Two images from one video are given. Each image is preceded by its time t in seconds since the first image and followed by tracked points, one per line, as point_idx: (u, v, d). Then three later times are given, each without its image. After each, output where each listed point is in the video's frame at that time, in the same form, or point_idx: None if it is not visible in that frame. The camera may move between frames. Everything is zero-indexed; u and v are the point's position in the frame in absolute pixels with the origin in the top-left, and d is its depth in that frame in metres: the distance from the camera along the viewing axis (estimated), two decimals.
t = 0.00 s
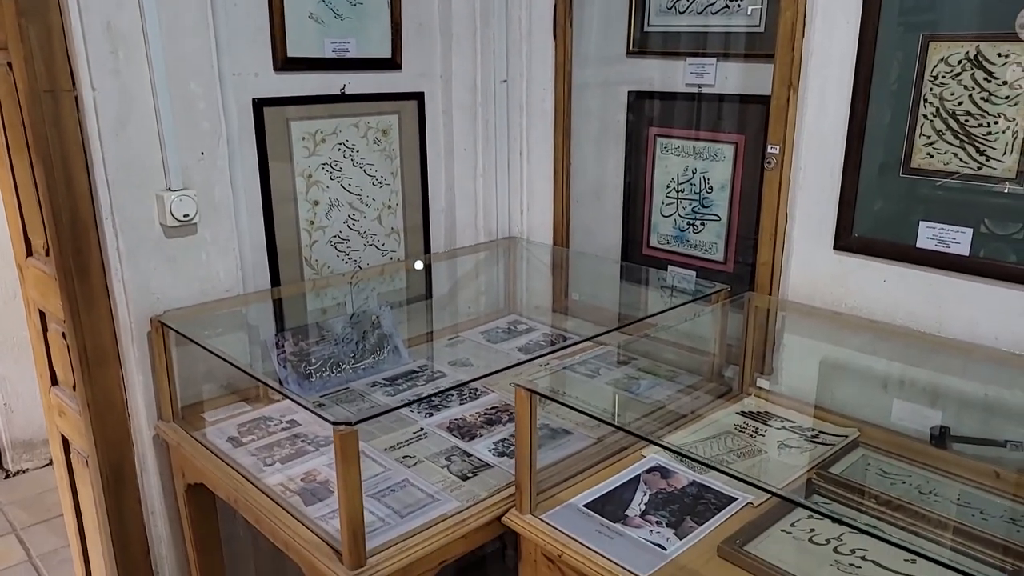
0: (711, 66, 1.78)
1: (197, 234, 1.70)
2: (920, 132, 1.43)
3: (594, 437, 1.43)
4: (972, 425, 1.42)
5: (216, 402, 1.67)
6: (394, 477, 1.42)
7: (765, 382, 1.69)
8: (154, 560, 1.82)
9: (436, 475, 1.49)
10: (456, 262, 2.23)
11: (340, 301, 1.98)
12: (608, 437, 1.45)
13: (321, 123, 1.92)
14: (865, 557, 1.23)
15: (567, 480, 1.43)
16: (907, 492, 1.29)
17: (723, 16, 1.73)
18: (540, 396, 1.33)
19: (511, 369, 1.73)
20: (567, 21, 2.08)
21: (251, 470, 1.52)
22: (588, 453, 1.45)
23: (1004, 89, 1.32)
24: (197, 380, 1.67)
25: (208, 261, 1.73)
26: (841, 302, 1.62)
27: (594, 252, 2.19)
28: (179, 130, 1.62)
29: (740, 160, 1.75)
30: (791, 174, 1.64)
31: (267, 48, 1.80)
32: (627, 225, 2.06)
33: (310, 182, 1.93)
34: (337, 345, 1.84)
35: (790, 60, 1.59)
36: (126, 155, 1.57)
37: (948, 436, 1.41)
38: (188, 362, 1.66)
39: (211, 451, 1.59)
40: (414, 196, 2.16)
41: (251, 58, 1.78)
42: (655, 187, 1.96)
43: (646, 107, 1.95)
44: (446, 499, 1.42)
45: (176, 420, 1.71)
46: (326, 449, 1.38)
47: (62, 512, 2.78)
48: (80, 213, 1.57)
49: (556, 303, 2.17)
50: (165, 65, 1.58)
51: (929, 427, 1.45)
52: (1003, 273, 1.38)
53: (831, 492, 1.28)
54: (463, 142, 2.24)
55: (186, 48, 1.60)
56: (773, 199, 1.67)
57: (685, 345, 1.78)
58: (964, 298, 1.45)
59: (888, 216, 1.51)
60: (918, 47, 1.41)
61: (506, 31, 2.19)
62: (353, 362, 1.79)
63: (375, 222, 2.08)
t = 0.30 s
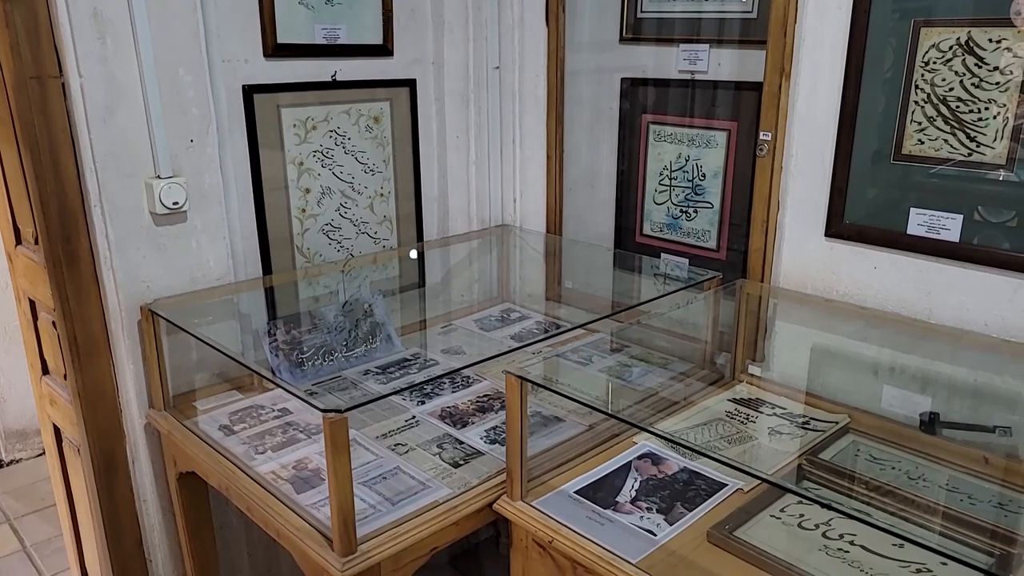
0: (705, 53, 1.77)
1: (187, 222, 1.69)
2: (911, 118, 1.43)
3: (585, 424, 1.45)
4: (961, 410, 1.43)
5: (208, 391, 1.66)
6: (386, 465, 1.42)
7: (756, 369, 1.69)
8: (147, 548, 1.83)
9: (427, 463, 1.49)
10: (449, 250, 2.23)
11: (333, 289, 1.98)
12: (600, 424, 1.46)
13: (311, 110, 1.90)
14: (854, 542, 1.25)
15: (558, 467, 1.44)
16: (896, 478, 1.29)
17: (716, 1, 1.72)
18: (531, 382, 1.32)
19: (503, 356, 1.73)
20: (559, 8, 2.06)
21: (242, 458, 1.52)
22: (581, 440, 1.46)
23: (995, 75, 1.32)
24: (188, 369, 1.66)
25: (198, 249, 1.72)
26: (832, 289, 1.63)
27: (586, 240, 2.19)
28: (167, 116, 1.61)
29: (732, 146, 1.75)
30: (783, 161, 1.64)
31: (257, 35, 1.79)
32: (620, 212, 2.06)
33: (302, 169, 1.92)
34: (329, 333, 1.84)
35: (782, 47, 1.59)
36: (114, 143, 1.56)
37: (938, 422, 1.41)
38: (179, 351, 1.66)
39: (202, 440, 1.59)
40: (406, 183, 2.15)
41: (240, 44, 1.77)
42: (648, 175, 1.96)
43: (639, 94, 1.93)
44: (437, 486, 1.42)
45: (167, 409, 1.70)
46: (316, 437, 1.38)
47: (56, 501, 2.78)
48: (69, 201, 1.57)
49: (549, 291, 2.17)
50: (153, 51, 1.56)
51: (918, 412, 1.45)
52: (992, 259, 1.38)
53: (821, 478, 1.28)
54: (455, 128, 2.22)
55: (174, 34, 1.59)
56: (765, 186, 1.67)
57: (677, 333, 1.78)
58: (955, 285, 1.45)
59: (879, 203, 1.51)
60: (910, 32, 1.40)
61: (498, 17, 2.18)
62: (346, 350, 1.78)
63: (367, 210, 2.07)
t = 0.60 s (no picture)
0: (696, 42, 1.77)
1: (175, 212, 1.68)
2: (900, 107, 1.43)
3: (577, 413, 1.44)
4: (948, 398, 1.44)
5: (199, 381, 1.66)
6: (376, 455, 1.43)
7: (747, 357, 1.70)
8: (138, 539, 1.82)
9: (417, 453, 1.49)
10: (441, 240, 2.22)
11: (324, 279, 1.98)
12: (591, 414, 1.46)
13: (301, 99, 1.89)
14: (841, 529, 1.26)
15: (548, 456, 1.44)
16: (884, 465, 1.30)
17: None
18: (521, 371, 1.32)
19: (494, 346, 1.73)
20: None
21: (233, 448, 1.53)
22: (570, 429, 1.46)
23: (984, 64, 1.32)
24: (178, 360, 1.66)
25: (187, 239, 1.72)
26: (821, 278, 1.63)
27: (578, 230, 2.19)
28: (155, 105, 1.60)
29: (723, 136, 1.75)
30: (773, 149, 1.64)
31: (245, 23, 1.78)
32: (611, 202, 2.06)
33: (292, 159, 1.91)
34: (320, 324, 1.84)
35: (772, 36, 1.59)
36: (101, 132, 1.55)
37: (926, 410, 1.42)
38: (169, 341, 1.65)
39: (192, 430, 1.59)
40: (397, 173, 2.14)
41: (229, 33, 1.76)
42: (640, 164, 1.95)
43: (631, 83, 1.93)
44: (428, 475, 1.42)
45: (157, 400, 1.70)
46: (306, 427, 1.38)
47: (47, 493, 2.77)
48: (56, 191, 1.56)
49: (541, 281, 2.17)
50: (139, 40, 1.55)
51: (906, 400, 1.46)
52: (980, 248, 1.39)
53: (810, 465, 1.29)
54: (446, 117, 2.21)
55: (161, 22, 1.58)
56: (756, 174, 1.67)
57: (668, 322, 1.79)
58: (942, 274, 1.46)
59: (868, 191, 1.51)
60: (899, 21, 1.40)
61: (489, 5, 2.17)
62: (337, 340, 1.78)
63: (358, 200, 2.07)
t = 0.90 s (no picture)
0: (684, 31, 1.76)
1: (161, 203, 1.67)
2: (886, 95, 1.43)
3: (564, 403, 1.43)
4: (934, 385, 1.45)
5: (185, 372, 1.66)
6: (363, 445, 1.43)
7: (735, 347, 1.70)
8: (125, 531, 1.82)
9: (405, 443, 1.49)
10: (430, 230, 2.22)
11: (312, 270, 1.97)
12: (578, 404, 1.45)
13: (287, 89, 1.88)
14: (826, 516, 1.27)
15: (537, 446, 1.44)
16: (870, 454, 1.30)
17: None
18: (509, 362, 1.32)
19: (482, 336, 1.73)
20: None
21: (219, 440, 1.51)
22: (558, 419, 1.45)
23: (969, 52, 1.32)
24: (165, 352, 1.65)
25: (173, 230, 1.71)
26: (808, 268, 1.63)
27: (567, 220, 2.18)
28: (139, 94, 1.59)
29: (712, 125, 1.74)
30: (760, 139, 1.64)
31: (230, 12, 1.76)
32: (600, 192, 2.05)
33: (279, 149, 1.90)
34: (308, 315, 1.83)
35: (760, 25, 1.58)
36: (84, 122, 1.53)
37: (911, 398, 1.43)
38: (155, 333, 1.64)
39: (179, 422, 1.58)
40: (385, 164, 2.13)
41: (213, 22, 1.74)
42: (629, 154, 1.95)
43: (619, 72, 1.92)
44: (416, 465, 1.42)
45: (144, 392, 1.69)
46: (294, 418, 1.38)
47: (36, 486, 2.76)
48: (39, 182, 1.54)
49: (531, 271, 2.17)
50: (122, 29, 1.53)
51: (892, 388, 1.47)
52: (965, 236, 1.39)
53: (797, 454, 1.29)
54: (434, 108, 2.20)
55: (145, 11, 1.56)
56: (744, 164, 1.67)
57: (657, 312, 1.79)
58: (927, 263, 1.47)
59: (856, 181, 1.51)
60: (886, 10, 1.40)
61: None
62: (325, 331, 1.78)
63: (346, 191, 2.06)
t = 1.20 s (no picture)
0: (670, 22, 1.75)
1: (143, 194, 1.66)
2: (870, 85, 1.44)
3: (551, 393, 1.45)
4: (917, 374, 1.46)
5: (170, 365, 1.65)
6: (348, 437, 1.43)
7: (720, 337, 1.70)
8: (111, 525, 1.81)
9: (390, 435, 1.49)
10: (417, 221, 2.21)
11: (298, 262, 1.96)
12: (564, 394, 1.47)
13: (270, 80, 1.87)
14: (808, 504, 1.29)
15: (521, 437, 1.45)
16: (853, 442, 1.31)
17: None
18: (492, 353, 1.31)
19: (467, 327, 1.73)
20: None
21: (204, 433, 1.51)
22: (544, 410, 1.47)
23: (951, 42, 1.33)
24: (149, 345, 1.64)
25: (155, 222, 1.69)
26: (793, 258, 1.64)
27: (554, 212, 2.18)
28: (120, 85, 1.57)
29: (698, 116, 1.74)
30: (746, 129, 1.64)
31: (212, 2, 1.75)
32: (587, 183, 2.05)
33: (263, 140, 1.89)
34: (294, 307, 1.82)
35: (744, 15, 1.58)
36: (65, 112, 1.52)
37: (895, 386, 1.44)
38: (139, 326, 1.63)
39: (163, 414, 1.58)
40: (371, 155, 2.12)
41: (195, 12, 1.73)
42: (615, 145, 1.95)
43: (605, 62, 1.92)
44: (400, 457, 1.42)
45: (128, 385, 1.68)
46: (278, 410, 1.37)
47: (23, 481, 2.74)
48: (19, 174, 1.53)
49: (518, 263, 2.17)
50: (102, 19, 1.52)
51: (875, 376, 1.48)
52: (948, 225, 1.40)
53: (781, 443, 1.30)
54: (420, 99, 2.19)
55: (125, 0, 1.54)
56: (729, 155, 1.67)
57: (643, 303, 1.79)
58: (910, 252, 1.47)
59: (840, 171, 1.52)
60: None
61: None
62: (311, 323, 1.77)
63: (332, 182, 2.05)
